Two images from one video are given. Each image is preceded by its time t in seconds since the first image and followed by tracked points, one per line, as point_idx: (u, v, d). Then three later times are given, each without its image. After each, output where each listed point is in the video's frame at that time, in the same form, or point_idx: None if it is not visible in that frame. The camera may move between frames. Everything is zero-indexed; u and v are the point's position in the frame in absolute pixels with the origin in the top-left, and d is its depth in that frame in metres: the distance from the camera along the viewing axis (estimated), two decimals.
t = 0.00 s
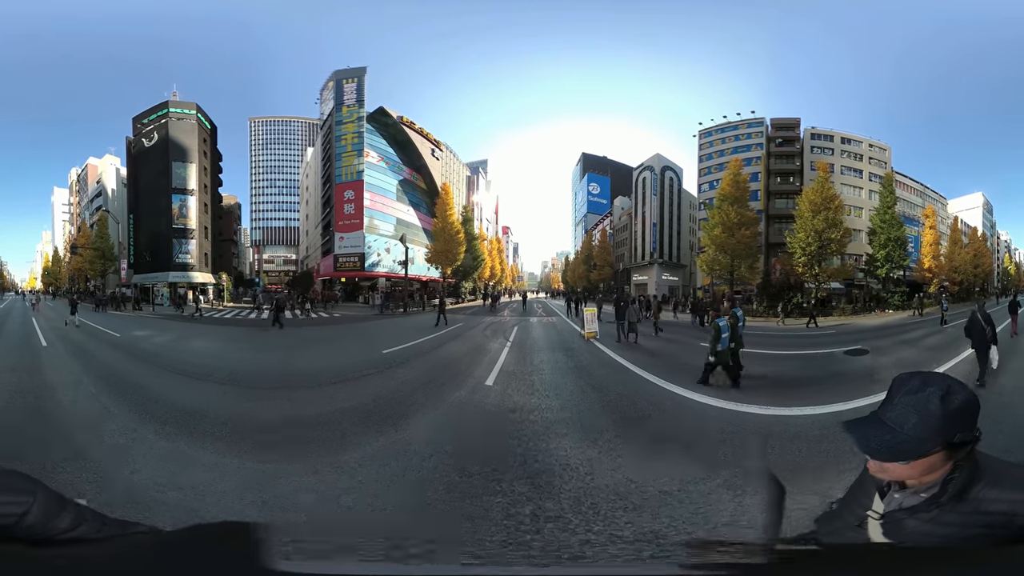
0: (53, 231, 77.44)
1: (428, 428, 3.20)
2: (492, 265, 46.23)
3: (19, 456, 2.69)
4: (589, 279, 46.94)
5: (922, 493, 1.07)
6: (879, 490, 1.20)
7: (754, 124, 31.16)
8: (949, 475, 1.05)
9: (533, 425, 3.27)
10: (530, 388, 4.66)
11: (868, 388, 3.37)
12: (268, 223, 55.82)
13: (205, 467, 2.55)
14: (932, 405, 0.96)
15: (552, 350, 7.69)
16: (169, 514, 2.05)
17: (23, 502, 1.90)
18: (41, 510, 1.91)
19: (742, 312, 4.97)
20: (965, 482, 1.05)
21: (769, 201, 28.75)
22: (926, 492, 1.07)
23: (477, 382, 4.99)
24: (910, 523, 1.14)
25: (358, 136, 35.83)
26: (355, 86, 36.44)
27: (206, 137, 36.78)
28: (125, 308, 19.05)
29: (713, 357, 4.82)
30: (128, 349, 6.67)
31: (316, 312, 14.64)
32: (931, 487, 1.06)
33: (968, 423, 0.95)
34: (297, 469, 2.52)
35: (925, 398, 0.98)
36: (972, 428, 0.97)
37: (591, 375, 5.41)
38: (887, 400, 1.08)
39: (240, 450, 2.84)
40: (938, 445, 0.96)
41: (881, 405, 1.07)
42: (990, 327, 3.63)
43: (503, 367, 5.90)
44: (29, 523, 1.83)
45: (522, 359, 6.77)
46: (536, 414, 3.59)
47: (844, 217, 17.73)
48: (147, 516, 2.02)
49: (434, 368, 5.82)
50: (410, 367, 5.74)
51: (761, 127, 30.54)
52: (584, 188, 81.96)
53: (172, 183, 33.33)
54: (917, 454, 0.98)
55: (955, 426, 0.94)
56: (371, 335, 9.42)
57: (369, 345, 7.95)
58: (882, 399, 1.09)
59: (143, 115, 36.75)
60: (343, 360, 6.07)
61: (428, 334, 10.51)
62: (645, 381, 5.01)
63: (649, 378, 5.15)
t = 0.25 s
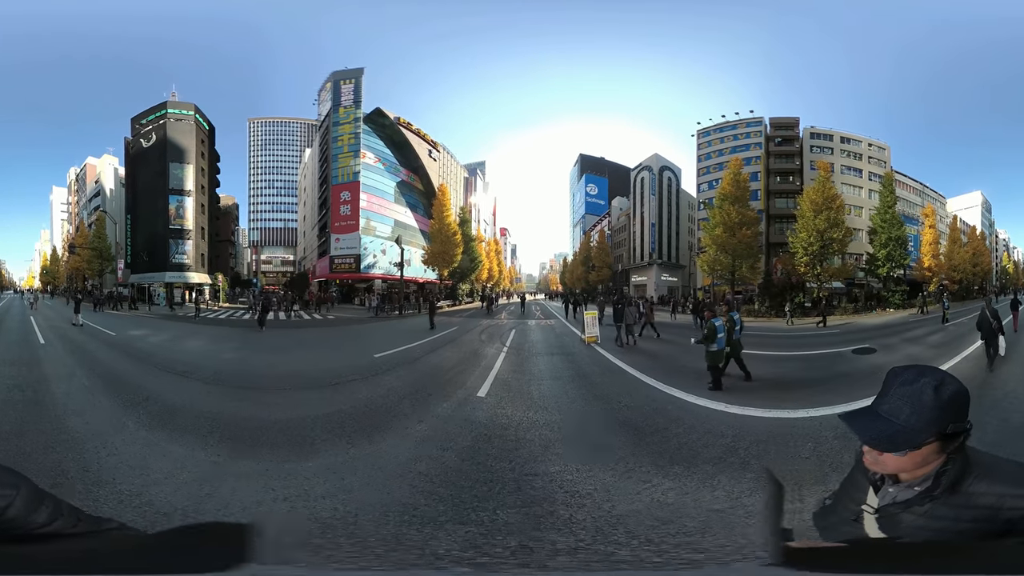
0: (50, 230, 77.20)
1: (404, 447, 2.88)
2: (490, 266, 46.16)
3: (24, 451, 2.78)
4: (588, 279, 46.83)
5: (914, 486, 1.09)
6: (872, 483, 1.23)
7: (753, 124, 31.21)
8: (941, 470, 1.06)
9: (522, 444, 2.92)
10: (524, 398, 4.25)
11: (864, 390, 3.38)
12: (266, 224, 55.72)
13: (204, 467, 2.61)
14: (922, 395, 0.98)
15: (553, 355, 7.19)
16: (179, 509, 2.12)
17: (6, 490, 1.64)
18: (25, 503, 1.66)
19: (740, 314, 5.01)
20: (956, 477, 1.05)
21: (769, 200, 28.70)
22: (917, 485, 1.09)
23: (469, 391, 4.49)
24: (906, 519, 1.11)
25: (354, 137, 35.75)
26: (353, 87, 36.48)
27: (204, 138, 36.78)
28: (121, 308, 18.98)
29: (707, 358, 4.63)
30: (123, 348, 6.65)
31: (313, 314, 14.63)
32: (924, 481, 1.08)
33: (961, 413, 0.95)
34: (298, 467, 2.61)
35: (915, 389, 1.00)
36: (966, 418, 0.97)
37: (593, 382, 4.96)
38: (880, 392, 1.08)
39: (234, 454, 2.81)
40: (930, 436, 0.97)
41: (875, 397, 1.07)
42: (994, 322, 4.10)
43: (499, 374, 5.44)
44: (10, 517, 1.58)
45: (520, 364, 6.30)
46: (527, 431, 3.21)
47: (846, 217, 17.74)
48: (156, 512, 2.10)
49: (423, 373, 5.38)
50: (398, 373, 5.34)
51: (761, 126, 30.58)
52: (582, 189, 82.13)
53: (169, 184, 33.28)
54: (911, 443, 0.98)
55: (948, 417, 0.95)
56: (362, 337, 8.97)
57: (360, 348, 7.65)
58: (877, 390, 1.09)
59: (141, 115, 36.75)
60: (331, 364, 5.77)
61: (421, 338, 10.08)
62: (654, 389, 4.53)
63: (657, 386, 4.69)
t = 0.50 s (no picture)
0: (51, 229, 77.34)
1: (399, 455, 2.74)
2: (490, 266, 46.16)
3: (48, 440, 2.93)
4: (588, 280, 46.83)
5: (913, 491, 1.06)
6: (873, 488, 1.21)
7: (754, 123, 31.26)
8: (942, 476, 1.03)
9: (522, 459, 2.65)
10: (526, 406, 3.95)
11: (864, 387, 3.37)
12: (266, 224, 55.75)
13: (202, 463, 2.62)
14: (928, 403, 0.96)
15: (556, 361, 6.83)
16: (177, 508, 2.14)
17: (11, 498, 1.74)
18: (31, 508, 1.75)
19: (738, 313, 5.16)
20: (958, 484, 1.03)
21: (771, 198, 28.73)
22: (917, 490, 1.06)
23: (464, 399, 4.19)
24: (902, 522, 1.14)
25: (354, 137, 35.77)
26: (353, 87, 36.50)
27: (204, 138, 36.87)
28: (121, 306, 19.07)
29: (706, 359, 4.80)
30: (125, 344, 6.70)
31: (314, 313, 14.65)
32: (923, 486, 1.04)
33: (968, 422, 0.93)
34: (298, 463, 2.61)
35: (922, 397, 0.97)
36: (971, 425, 0.95)
37: (599, 390, 4.63)
38: (885, 398, 1.08)
39: (236, 451, 2.81)
40: (937, 445, 0.95)
41: (879, 404, 1.07)
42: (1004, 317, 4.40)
43: (498, 380, 5.13)
44: (16, 521, 1.67)
45: (521, 370, 5.97)
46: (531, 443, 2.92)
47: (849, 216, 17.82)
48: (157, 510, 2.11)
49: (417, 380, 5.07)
50: (392, 379, 5.06)
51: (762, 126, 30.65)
52: (582, 189, 82.16)
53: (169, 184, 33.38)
54: (914, 453, 0.98)
55: (952, 426, 0.93)
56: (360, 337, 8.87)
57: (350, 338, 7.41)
58: (880, 397, 1.09)
59: (141, 115, 36.86)
60: (322, 364, 5.52)
61: (418, 339, 9.80)
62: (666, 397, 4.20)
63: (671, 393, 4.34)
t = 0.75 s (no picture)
0: (51, 230, 77.32)
1: (400, 457, 2.72)
2: (490, 266, 46.12)
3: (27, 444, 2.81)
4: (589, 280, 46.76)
5: (915, 495, 1.07)
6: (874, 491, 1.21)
7: (756, 123, 31.28)
8: (947, 479, 1.04)
9: (534, 482, 2.35)
10: (530, 417, 3.63)
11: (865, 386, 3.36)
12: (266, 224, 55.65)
13: (199, 468, 2.55)
14: (935, 406, 0.96)
15: (557, 365, 6.46)
16: (179, 508, 2.12)
17: (27, 502, 1.62)
18: (49, 514, 1.64)
19: (737, 314, 5.13)
20: (962, 488, 1.04)
21: (774, 198, 28.72)
22: (920, 495, 1.07)
23: (465, 400, 4.22)
24: (901, 526, 1.12)
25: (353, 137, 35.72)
26: (352, 87, 36.48)
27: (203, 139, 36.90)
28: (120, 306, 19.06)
29: (702, 356, 4.73)
30: (123, 344, 6.67)
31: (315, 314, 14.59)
32: (926, 491, 1.05)
33: (974, 424, 0.94)
34: (297, 465, 2.61)
35: (927, 398, 0.97)
36: (980, 428, 0.95)
37: (607, 396, 4.29)
38: (889, 400, 1.08)
39: (236, 453, 2.79)
40: (941, 448, 0.96)
41: (882, 406, 1.07)
42: (1009, 313, 4.48)
43: (496, 388, 4.80)
44: (36, 529, 1.56)
45: (522, 375, 5.63)
46: (543, 462, 2.63)
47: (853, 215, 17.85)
48: (156, 511, 2.09)
49: (411, 386, 4.75)
50: (385, 384, 4.78)
51: (763, 126, 30.67)
52: (582, 190, 82.14)
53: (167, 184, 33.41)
54: (917, 458, 0.98)
55: (955, 430, 0.94)
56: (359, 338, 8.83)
57: (344, 336, 7.12)
58: (881, 399, 1.09)
59: (141, 116, 36.90)
60: (315, 361, 5.23)
61: (415, 342, 9.50)
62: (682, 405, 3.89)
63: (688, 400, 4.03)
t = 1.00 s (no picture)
0: (51, 230, 77.30)
1: (400, 459, 2.73)
2: (490, 266, 46.13)
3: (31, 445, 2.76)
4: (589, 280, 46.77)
5: (918, 496, 1.07)
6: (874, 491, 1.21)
7: (757, 122, 31.35)
8: (949, 480, 1.04)
9: (534, 507, 2.15)
10: (529, 429, 3.40)
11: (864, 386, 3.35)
12: (265, 224, 55.63)
13: (205, 465, 2.55)
14: (933, 409, 0.97)
15: (557, 371, 6.18)
16: (180, 504, 2.13)
17: (27, 503, 1.65)
18: (48, 514, 1.66)
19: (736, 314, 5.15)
20: (963, 488, 1.04)
21: (776, 198, 28.75)
22: (923, 496, 1.07)
23: (465, 402, 4.25)
24: (908, 527, 1.12)
25: (349, 137, 35.59)
26: (348, 87, 36.44)
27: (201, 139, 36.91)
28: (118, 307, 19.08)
29: (700, 359, 4.79)
30: (123, 344, 6.70)
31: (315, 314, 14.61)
32: (930, 491, 1.05)
33: (973, 427, 0.95)
34: (298, 462, 2.62)
35: (926, 401, 0.99)
36: (979, 427, 0.96)
37: (611, 406, 4.04)
38: (885, 403, 1.09)
39: (237, 451, 2.81)
40: (939, 450, 0.96)
41: (880, 409, 1.08)
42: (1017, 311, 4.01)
43: (493, 397, 4.54)
44: (35, 528, 1.58)
45: (520, 382, 5.37)
46: (546, 482, 2.42)
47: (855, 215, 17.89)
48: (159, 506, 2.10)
49: (404, 394, 4.51)
50: (377, 391, 4.57)
51: (764, 125, 30.71)
52: (582, 189, 82.09)
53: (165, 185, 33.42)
54: (914, 460, 0.99)
55: (955, 430, 0.94)
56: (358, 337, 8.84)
57: (336, 339, 6.84)
58: (880, 402, 1.11)
59: (138, 117, 36.86)
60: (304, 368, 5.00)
61: (410, 344, 9.20)
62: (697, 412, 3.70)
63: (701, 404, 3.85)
